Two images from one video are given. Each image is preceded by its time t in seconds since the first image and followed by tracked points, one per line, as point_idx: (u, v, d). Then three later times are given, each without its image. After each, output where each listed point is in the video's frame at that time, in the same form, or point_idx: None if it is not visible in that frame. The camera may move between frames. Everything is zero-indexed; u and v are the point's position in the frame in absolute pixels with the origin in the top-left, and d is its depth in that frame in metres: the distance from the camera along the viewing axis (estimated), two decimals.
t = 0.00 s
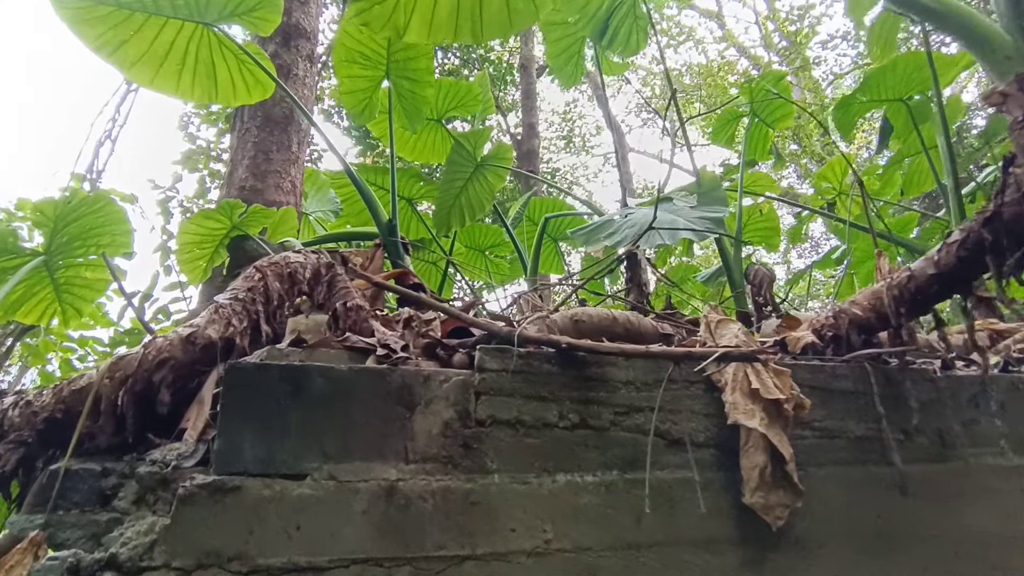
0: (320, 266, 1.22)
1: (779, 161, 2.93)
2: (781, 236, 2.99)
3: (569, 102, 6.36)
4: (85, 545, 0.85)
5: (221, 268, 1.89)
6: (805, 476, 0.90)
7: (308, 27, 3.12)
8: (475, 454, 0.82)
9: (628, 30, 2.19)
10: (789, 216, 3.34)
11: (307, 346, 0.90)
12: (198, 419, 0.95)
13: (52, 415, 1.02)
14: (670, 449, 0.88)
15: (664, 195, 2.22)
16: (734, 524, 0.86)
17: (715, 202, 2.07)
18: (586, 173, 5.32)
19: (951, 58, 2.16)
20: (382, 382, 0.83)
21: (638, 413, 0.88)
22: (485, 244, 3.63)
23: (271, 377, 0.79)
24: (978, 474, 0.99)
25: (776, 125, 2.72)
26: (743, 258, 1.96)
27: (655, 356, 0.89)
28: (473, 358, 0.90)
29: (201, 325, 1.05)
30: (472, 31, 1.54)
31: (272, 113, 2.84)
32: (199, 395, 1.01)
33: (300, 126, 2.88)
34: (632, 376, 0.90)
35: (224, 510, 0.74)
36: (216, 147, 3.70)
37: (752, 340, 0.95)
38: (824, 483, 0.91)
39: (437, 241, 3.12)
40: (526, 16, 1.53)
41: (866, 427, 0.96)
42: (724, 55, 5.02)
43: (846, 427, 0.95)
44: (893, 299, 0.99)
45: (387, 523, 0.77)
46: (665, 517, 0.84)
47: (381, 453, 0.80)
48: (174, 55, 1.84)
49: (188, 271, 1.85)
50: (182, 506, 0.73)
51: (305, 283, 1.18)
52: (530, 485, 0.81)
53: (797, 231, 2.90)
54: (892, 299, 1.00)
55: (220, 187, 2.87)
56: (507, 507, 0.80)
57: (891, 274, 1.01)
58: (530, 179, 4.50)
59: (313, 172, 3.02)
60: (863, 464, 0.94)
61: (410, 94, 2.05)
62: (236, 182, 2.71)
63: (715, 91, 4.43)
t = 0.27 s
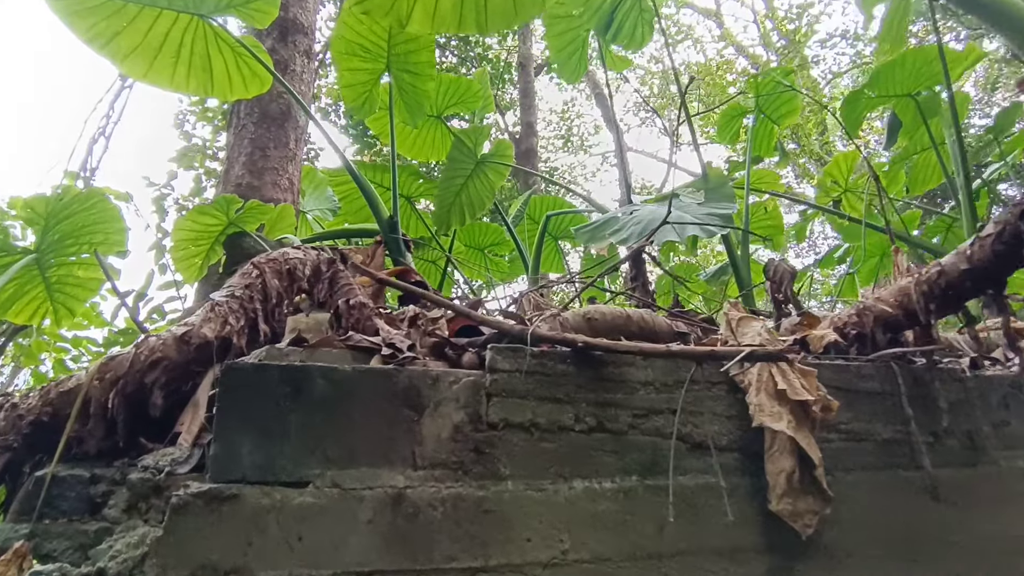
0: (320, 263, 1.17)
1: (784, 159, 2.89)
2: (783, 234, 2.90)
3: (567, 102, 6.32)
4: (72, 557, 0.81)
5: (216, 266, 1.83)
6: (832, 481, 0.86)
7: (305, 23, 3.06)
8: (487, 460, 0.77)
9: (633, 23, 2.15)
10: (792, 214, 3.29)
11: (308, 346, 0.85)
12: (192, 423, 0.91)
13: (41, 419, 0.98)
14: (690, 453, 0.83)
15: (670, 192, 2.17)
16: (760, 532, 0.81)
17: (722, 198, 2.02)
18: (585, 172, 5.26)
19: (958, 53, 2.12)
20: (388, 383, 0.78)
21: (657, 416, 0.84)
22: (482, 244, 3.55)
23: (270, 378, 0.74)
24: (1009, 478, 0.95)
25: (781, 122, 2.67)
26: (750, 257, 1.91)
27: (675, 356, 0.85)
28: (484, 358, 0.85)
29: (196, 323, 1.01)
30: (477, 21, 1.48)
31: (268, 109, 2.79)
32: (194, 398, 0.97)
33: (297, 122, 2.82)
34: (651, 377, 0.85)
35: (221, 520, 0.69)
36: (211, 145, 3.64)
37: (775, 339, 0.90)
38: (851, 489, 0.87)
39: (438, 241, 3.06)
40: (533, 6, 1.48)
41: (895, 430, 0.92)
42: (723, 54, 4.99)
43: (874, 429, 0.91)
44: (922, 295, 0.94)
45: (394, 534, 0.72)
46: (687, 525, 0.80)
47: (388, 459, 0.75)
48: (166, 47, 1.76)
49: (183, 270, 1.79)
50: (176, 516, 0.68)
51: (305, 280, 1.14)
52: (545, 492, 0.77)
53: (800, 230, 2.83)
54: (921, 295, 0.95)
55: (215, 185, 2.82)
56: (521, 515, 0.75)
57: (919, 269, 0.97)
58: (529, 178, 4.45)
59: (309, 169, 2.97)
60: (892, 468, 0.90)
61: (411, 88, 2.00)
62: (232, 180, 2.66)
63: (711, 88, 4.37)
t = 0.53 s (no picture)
0: (323, 254, 1.13)
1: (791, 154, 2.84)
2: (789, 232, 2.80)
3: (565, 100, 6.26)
4: (64, 561, 0.77)
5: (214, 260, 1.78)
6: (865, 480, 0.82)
7: (303, 16, 3.00)
8: (505, 459, 0.73)
9: (641, 14, 2.10)
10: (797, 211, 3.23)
11: (314, 339, 0.81)
12: (191, 420, 0.87)
13: (33, 416, 0.94)
14: (717, 451, 0.79)
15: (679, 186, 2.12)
16: (792, 534, 0.77)
17: (733, 192, 1.96)
18: (585, 169, 5.21)
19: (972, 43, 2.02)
20: (400, 377, 0.73)
21: (682, 412, 0.80)
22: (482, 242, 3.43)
23: (275, 372, 0.70)
24: None
25: (788, 116, 2.62)
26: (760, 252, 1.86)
27: (702, 349, 0.81)
28: (499, 351, 0.81)
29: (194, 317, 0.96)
30: (484, 6, 1.44)
31: (267, 103, 2.71)
32: (192, 394, 0.92)
33: (296, 118, 2.75)
34: (675, 371, 0.81)
35: (223, 524, 0.64)
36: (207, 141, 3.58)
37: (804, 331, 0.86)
38: (885, 488, 0.82)
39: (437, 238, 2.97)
40: None
41: (929, 426, 0.88)
42: (724, 51, 4.94)
43: (907, 426, 0.87)
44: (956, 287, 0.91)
45: (408, 537, 0.68)
46: (716, 527, 0.76)
47: (400, 458, 0.71)
48: (163, 36, 1.65)
49: (179, 263, 1.73)
50: (175, 520, 0.63)
51: (309, 272, 1.09)
52: (567, 492, 0.73)
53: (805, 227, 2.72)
54: (955, 286, 0.92)
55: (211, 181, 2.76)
56: (541, 517, 0.71)
57: (953, 259, 0.94)
58: (529, 175, 4.38)
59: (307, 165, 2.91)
60: (926, 467, 0.86)
61: (414, 79, 1.96)
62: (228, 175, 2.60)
63: (707, 84, 4.31)
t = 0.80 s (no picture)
0: (330, 242, 1.07)
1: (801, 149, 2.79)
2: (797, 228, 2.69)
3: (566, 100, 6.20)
4: (58, 562, 0.73)
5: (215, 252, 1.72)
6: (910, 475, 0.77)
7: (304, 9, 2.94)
8: (531, 452, 0.68)
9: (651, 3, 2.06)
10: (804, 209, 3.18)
11: (326, 325, 0.76)
12: (193, 413, 0.83)
13: (25, 407, 0.89)
14: (754, 444, 0.74)
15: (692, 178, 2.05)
16: (835, 532, 0.72)
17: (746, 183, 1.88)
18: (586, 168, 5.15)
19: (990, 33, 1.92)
20: (418, 366, 0.69)
21: (717, 402, 0.75)
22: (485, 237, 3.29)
23: (284, 359, 0.65)
24: None
25: (798, 108, 2.57)
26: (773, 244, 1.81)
27: (737, 335, 0.76)
28: (522, 338, 0.76)
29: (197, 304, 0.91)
30: None
31: (268, 96, 2.64)
32: (194, 386, 0.88)
33: (298, 111, 2.68)
34: (709, 361, 0.76)
35: (231, 522, 0.60)
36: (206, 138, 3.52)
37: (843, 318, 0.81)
38: (931, 483, 0.78)
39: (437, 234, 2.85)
40: None
41: (974, 419, 0.83)
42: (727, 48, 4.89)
43: (951, 418, 0.82)
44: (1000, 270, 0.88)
45: (429, 536, 0.63)
46: (754, 524, 0.71)
47: (419, 450, 0.66)
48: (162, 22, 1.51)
49: (179, 255, 1.67)
50: (179, 517, 0.59)
51: (316, 258, 1.04)
52: (596, 488, 0.68)
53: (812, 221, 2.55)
54: (1001, 270, 0.89)
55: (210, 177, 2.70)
56: (570, 514, 0.66)
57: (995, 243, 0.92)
58: (531, 173, 4.32)
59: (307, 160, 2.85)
60: (972, 461, 0.81)
61: (420, 68, 1.90)
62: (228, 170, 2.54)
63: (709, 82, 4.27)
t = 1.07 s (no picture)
0: (338, 228, 1.01)
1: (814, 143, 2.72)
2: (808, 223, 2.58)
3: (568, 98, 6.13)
4: (49, 568, 0.66)
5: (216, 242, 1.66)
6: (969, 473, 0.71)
7: None
8: (565, 448, 0.62)
9: None
10: (811, 208, 3.12)
11: (341, 311, 0.71)
12: (195, 406, 0.77)
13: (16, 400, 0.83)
14: (803, 441, 0.69)
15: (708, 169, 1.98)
16: (891, 535, 0.67)
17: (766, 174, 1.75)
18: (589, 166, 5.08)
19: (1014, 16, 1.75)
20: (442, 354, 0.63)
21: (762, 395, 0.69)
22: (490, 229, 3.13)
23: (295, 347, 0.59)
24: None
25: (811, 100, 2.50)
26: (790, 238, 1.74)
27: (784, 323, 0.70)
28: (552, 326, 0.71)
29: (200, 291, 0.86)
30: None
31: (269, 89, 2.54)
32: (197, 377, 0.82)
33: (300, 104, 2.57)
34: (753, 350, 0.70)
35: (240, 525, 0.55)
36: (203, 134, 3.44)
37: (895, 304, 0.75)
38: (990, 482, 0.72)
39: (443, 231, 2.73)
40: None
41: None
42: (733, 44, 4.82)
43: (1010, 412, 0.76)
44: None
45: (456, 540, 0.57)
46: (805, 526, 0.66)
47: (444, 446, 0.60)
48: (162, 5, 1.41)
49: (180, 244, 1.62)
50: (183, 519, 0.53)
51: (325, 245, 0.98)
52: (636, 487, 0.62)
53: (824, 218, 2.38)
54: None
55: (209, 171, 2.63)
56: (609, 516, 0.61)
57: None
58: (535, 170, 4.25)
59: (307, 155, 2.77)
60: None
61: (428, 54, 1.86)
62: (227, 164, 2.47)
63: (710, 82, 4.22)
